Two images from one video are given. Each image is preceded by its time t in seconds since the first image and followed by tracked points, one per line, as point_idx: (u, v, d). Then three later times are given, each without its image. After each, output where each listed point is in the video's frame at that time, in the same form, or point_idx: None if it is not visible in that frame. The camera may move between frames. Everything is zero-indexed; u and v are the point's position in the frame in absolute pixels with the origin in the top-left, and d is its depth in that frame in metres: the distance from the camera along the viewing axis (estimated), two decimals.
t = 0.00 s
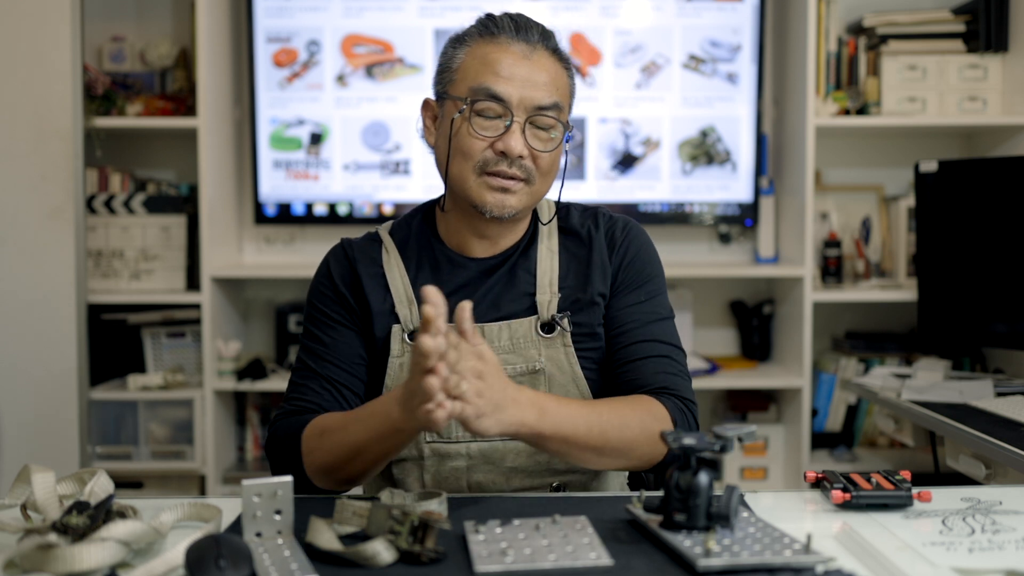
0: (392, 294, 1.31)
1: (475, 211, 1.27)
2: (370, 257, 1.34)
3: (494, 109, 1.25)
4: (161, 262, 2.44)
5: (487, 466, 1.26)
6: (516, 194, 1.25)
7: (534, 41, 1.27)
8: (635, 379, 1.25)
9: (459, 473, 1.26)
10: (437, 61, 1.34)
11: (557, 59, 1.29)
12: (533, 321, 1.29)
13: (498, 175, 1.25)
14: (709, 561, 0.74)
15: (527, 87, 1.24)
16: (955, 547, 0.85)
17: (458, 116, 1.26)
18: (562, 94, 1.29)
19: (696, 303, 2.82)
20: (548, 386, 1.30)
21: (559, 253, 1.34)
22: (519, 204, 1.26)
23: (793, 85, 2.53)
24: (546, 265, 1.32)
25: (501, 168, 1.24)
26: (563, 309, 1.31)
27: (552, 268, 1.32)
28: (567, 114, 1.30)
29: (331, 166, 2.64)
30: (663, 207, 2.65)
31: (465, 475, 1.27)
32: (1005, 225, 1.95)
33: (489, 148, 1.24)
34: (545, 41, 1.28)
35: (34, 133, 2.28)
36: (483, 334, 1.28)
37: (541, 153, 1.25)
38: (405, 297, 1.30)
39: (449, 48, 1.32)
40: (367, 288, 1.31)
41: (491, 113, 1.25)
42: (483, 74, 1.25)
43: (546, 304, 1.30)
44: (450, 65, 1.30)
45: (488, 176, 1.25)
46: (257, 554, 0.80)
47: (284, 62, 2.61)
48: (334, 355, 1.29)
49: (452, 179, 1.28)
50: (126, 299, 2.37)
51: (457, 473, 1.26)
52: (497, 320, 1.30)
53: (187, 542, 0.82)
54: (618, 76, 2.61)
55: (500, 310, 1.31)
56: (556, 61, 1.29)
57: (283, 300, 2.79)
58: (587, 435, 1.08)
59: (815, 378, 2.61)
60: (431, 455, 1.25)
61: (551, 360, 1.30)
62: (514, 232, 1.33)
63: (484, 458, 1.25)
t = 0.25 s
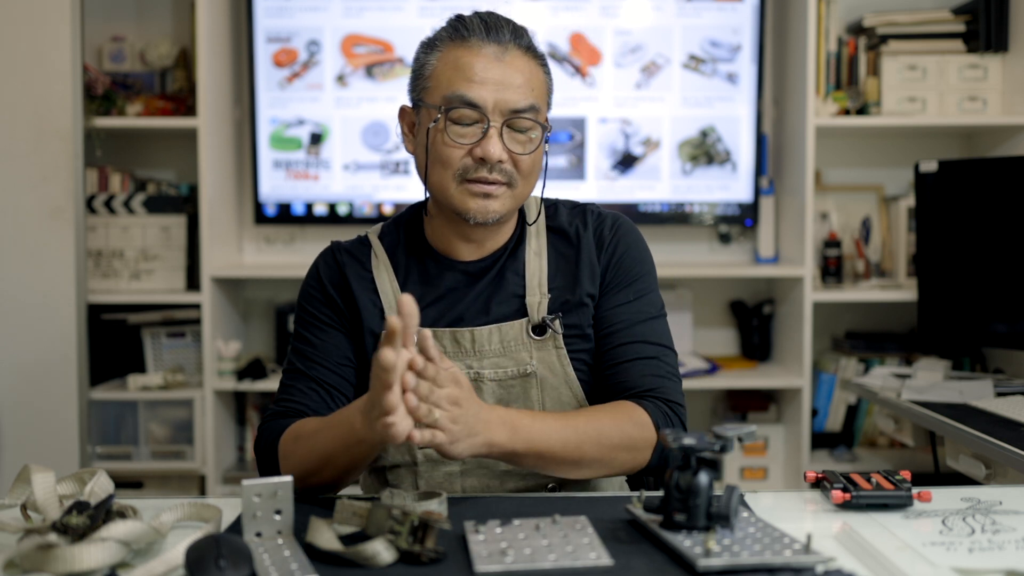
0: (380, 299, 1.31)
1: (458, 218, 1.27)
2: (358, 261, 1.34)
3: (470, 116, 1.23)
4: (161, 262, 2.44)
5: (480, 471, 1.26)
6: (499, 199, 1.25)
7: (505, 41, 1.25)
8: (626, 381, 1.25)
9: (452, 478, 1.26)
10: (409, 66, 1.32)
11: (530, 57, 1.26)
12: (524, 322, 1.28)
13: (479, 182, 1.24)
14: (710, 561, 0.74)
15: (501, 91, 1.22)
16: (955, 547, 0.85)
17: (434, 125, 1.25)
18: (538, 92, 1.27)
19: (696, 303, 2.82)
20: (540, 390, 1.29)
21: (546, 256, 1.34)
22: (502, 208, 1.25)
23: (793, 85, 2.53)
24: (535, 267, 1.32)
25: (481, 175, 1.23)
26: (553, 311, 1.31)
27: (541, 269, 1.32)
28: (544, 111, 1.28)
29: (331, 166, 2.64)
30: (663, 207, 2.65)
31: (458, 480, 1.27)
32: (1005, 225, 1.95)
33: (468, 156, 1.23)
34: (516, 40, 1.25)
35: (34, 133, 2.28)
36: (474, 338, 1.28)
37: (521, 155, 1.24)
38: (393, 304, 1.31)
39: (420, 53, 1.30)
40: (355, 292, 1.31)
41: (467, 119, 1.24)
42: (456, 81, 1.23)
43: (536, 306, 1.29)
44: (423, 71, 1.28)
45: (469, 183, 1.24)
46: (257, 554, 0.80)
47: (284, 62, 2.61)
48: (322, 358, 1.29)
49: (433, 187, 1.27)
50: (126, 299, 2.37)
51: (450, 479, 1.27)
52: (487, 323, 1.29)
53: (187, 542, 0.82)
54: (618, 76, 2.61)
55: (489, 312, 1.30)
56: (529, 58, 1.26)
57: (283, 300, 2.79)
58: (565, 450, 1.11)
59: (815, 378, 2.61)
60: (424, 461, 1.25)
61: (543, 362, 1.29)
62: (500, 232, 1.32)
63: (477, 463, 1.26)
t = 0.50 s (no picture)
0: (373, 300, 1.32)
1: (447, 220, 1.26)
2: (351, 262, 1.35)
3: (458, 117, 1.22)
4: (161, 262, 2.44)
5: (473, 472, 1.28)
6: (487, 201, 1.24)
7: (496, 42, 1.24)
8: (592, 380, 1.20)
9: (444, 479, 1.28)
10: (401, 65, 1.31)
11: (521, 57, 1.25)
12: (516, 324, 1.28)
13: (467, 184, 1.23)
14: (709, 561, 0.74)
15: (489, 92, 1.21)
16: (955, 547, 0.85)
17: (422, 126, 1.24)
18: (529, 93, 1.25)
19: (696, 303, 2.82)
20: (532, 392, 1.29)
21: (540, 260, 1.33)
22: (490, 210, 1.25)
23: (793, 85, 2.53)
24: (526, 267, 1.31)
25: (469, 177, 1.22)
26: (545, 312, 1.30)
27: (532, 270, 1.31)
28: (535, 112, 1.27)
29: (331, 166, 2.64)
30: (663, 207, 2.65)
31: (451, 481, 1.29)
32: (1005, 225, 1.94)
33: (456, 158, 1.23)
34: (507, 39, 1.24)
35: (34, 133, 2.28)
36: (464, 340, 1.28)
37: (510, 157, 1.23)
38: (385, 305, 1.31)
39: (412, 52, 1.29)
40: (348, 293, 1.32)
41: (455, 120, 1.22)
42: (444, 82, 1.22)
43: (527, 306, 1.29)
44: (413, 70, 1.27)
45: (457, 185, 1.24)
46: (257, 554, 0.80)
47: (284, 62, 2.61)
48: (319, 358, 1.29)
49: (422, 188, 1.27)
50: (126, 299, 2.37)
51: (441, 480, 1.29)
52: (477, 325, 1.29)
53: (187, 542, 0.82)
54: (618, 76, 2.61)
55: (480, 314, 1.30)
56: (520, 59, 1.25)
57: (283, 300, 2.79)
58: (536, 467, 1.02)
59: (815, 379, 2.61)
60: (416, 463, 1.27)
61: (535, 364, 1.29)
62: (491, 234, 1.32)
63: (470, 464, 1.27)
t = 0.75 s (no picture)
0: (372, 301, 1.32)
1: (447, 224, 1.26)
2: (350, 263, 1.35)
3: (459, 121, 1.22)
4: (161, 262, 2.44)
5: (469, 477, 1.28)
6: (487, 206, 1.24)
7: (498, 46, 1.23)
8: (579, 386, 1.21)
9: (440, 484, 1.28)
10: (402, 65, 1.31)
11: (522, 60, 1.24)
12: (513, 328, 1.28)
13: (467, 189, 1.23)
14: (710, 561, 0.74)
15: (490, 96, 1.20)
16: (955, 547, 0.85)
17: (423, 129, 1.24)
18: (531, 96, 1.25)
19: (696, 303, 2.82)
20: (529, 396, 1.29)
21: (540, 264, 1.32)
22: (490, 215, 1.24)
23: (793, 85, 2.53)
24: (524, 271, 1.31)
25: (469, 182, 1.22)
26: (543, 317, 1.30)
27: (530, 274, 1.31)
28: (537, 116, 1.26)
29: (331, 166, 2.64)
30: (663, 207, 2.65)
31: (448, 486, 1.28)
32: (1005, 225, 1.94)
33: (456, 162, 1.22)
34: (509, 42, 1.24)
35: (34, 133, 2.28)
36: (461, 343, 1.28)
37: (511, 162, 1.23)
38: (385, 305, 1.30)
39: (413, 53, 1.28)
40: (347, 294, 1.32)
41: (456, 124, 1.22)
42: (445, 85, 1.21)
43: (525, 310, 1.29)
44: (414, 72, 1.27)
45: (457, 189, 1.23)
46: (257, 554, 0.80)
47: (284, 62, 2.61)
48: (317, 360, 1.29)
49: (422, 192, 1.27)
50: (126, 299, 2.36)
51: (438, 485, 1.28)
52: (475, 329, 1.29)
53: (187, 542, 0.81)
54: (618, 76, 2.61)
55: (478, 318, 1.30)
56: (522, 63, 1.24)
57: (283, 300, 2.79)
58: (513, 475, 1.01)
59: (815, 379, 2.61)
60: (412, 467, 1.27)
61: (532, 369, 1.28)
62: (492, 238, 1.32)
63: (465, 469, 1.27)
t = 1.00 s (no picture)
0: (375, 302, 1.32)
1: (453, 231, 1.26)
2: (355, 263, 1.36)
3: (465, 127, 1.21)
4: (161, 262, 2.44)
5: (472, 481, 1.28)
6: (494, 213, 1.24)
7: (504, 48, 1.22)
8: (577, 386, 1.20)
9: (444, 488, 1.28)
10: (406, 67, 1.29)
11: (530, 64, 1.23)
12: (517, 331, 1.28)
13: (473, 196, 1.23)
14: (710, 561, 0.74)
15: (497, 102, 1.20)
16: (955, 547, 0.85)
17: (429, 135, 1.23)
18: (537, 100, 1.24)
19: (696, 303, 2.82)
20: (533, 400, 1.29)
21: (545, 268, 1.32)
22: (497, 223, 1.25)
23: (793, 85, 2.53)
24: (530, 272, 1.31)
25: (475, 189, 1.22)
26: (548, 320, 1.30)
27: (536, 276, 1.31)
28: (543, 120, 1.25)
29: (331, 166, 2.64)
30: (663, 207, 2.65)
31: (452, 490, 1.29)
32: (1005, 225, 1.94)
33: (462, 170, 1.22)
34: (516, 46, 1.22)
35: (34, 134, 2.28)
36: (465, 347, 1.28)
37: (517, 169, 1.23)
38: (387, 307, 1.31)
39: (418, 55, 1.27)
40: (349, 296, 1.33)
41: (461, 131, 1.22)
42: (451, 90, 1.21)
43: (530, 313, 1.28)
44: (419, 75, 1.25)
45: (463, 197, 1.23)
46: (257, 554, 0.80)
47: (284, 62, 2.61)
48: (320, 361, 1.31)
49: (428, 199, 1.27)
50: (125, 299, 2.36)
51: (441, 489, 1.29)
52: (478, 333, 1.29)
53: (187, 542, 0.81)
54: (618, 76, 2.61)
55: (483, 320, 1.30)
56: (528, 65, 1.23)
57: (283, 300, 2.79)
58: (502, 480, 1.00)
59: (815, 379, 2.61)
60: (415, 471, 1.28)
61: (536, 373, 1.28)
62: (499, 240, 1.32)
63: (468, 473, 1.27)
